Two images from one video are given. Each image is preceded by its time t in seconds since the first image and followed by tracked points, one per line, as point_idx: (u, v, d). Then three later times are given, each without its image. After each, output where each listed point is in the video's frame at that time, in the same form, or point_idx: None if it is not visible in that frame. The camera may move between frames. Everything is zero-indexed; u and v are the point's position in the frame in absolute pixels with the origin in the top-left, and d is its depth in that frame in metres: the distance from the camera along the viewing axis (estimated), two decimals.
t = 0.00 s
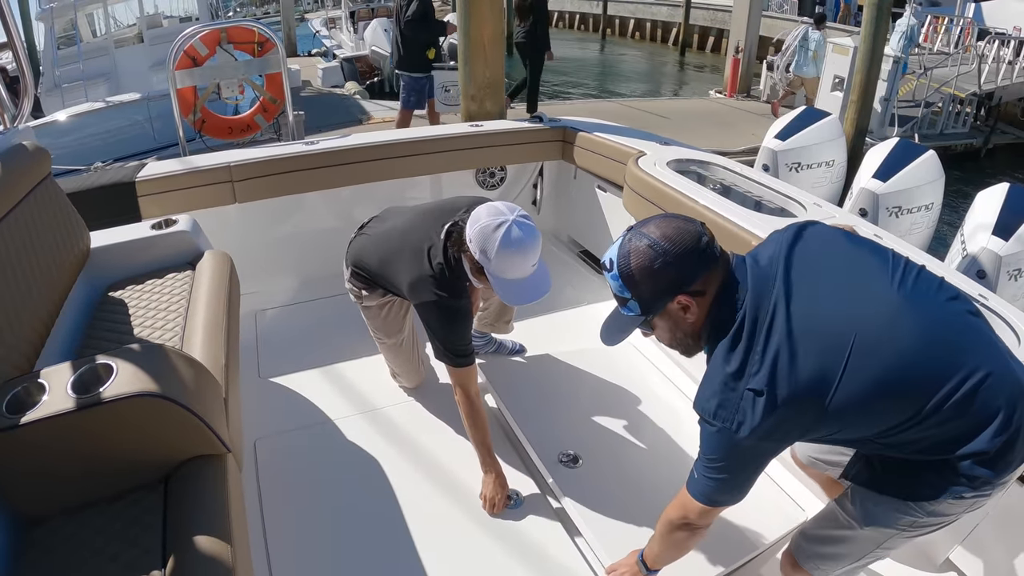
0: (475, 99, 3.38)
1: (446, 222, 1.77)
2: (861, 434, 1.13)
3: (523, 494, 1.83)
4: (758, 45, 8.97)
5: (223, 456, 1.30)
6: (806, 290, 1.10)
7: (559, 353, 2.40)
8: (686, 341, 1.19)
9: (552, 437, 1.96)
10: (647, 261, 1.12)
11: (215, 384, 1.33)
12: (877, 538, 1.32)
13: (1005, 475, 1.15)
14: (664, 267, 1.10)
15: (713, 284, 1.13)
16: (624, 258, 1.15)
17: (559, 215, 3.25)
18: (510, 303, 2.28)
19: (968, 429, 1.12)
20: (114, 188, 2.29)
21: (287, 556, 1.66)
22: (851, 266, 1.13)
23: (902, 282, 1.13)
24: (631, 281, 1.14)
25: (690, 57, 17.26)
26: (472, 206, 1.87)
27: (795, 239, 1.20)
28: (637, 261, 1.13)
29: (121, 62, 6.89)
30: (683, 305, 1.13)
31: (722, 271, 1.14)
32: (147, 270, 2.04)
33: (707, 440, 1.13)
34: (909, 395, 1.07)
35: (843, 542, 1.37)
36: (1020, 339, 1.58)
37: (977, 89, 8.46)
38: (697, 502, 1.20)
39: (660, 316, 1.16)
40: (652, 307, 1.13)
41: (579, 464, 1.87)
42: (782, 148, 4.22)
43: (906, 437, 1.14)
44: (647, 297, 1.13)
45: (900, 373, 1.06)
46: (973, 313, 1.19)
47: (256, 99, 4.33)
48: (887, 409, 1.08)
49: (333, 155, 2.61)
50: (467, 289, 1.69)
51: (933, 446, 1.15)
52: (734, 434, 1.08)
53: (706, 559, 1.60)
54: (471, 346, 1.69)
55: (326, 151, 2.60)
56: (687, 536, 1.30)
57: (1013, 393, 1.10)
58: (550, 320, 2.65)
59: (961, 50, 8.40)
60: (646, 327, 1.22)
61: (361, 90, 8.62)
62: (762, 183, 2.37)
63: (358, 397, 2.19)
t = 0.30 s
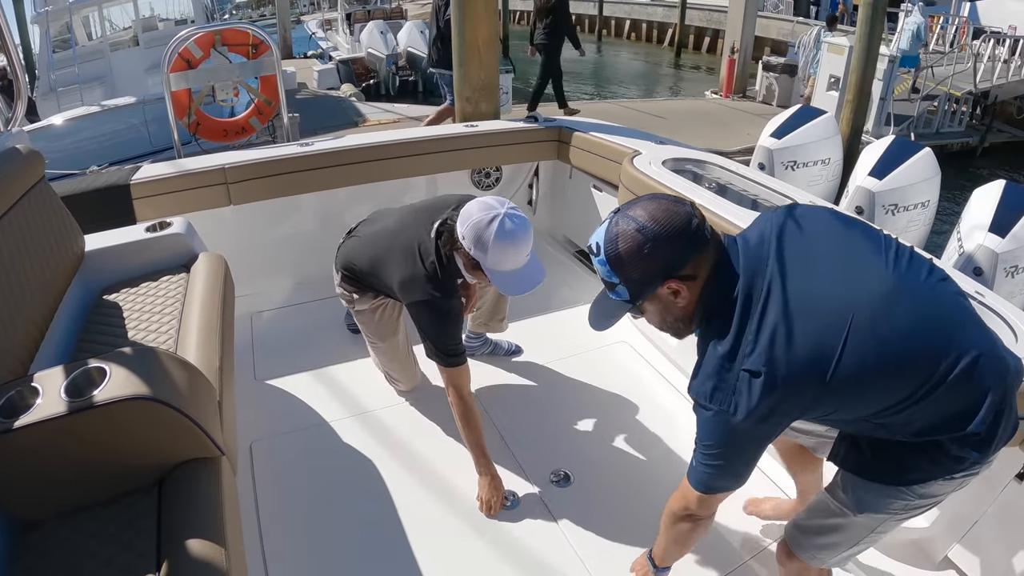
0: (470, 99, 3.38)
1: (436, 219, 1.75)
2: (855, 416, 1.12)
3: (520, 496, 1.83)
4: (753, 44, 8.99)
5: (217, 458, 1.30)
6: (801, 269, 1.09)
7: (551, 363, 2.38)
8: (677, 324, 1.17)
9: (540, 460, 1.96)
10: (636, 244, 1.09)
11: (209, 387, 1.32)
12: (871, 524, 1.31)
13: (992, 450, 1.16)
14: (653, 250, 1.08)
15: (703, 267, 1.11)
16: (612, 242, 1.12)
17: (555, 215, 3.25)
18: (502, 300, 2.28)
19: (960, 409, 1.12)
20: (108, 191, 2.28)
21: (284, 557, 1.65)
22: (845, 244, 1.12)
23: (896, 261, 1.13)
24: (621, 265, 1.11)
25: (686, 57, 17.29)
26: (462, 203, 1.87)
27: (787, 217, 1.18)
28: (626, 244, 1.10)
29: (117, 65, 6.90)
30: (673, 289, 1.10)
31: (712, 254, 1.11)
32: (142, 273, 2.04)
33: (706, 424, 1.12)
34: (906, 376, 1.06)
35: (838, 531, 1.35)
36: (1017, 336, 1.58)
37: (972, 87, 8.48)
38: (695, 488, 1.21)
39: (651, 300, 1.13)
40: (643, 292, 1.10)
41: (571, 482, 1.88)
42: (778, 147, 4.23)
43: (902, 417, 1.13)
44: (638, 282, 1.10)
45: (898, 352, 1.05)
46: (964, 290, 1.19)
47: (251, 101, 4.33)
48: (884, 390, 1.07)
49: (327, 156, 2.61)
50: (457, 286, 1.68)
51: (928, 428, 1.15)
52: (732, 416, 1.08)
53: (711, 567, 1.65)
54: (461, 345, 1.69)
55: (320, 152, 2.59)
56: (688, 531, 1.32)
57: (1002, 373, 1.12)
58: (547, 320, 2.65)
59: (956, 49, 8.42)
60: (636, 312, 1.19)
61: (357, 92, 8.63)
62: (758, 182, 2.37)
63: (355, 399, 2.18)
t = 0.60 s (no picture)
0: (468, 101, 3.39)
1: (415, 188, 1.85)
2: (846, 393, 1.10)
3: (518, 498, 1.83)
4: (750, 46, 9.01)
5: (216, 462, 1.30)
6: (773, 245, 1.10)
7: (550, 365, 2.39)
8: (648, 319, 1.14)
9: (541, 461, 1.97)
10: (600, 241, 1.06)
11: (208, 390, 1.33)
12: (855, 506, 1.32)
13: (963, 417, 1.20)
14: (618, 249, 1.05)
15: (671, 263, 1.08)
16: (576, 239, 1.09)
17: (552, 216, 3.26)
18: (497, 296, 2.29)
19: (941, 375, 1.14)
20: (106, 195, 2.29)
21: (284, 560, 1.66)
22: (809, 223, 1.15)
23: (857, 237, 1.17)
24: (585, 263, 1.08)
25: (684, 58, 17.33)
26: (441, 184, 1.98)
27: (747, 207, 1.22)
28: (589, 242, 1.07)
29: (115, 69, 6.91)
30: (640, 286, 1.08)
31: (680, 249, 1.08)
32: (141, 277, 2.04)
33: (713, 415, 1.05)
34: (893, 340, 1.07)
35: (819, 520, 1.36)
36: (1012, 335, 1.60)
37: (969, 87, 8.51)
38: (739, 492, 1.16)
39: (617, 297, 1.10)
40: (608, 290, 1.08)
41: (570, 484, 1.89)
42: (775, 148, 4.24)
43: (888, 391, 1.13)
44: (603, 279, 1.07)
45: (881, 316, 1.06)
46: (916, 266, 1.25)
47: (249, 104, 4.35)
48: (875, 358, 1.06)
49: (326, 159, 2.61)
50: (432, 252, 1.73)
51: (912, 399, 1.16)
52: (741, 397, 1.02)
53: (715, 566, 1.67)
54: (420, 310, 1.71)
55: (318, 155, 2.60)
56: (741, 532, 1.29)
57: (968, 337, 1.16)
58: (545, 322, 2.66)
59: (952, 49, 8.45)
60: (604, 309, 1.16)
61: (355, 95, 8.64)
62: (754, 183, 2.40)
63: (353, 401, 2.19)
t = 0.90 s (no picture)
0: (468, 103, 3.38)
1: (410, 152, 2.00)
2: (821, 365, 1.24)
3: (522, 499, 1.84)
4: (750, 47, 9.02)
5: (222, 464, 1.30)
6: (708, 266, 1.34)
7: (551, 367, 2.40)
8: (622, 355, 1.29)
9: (543, 461, 1.97)
10: (571, 295, 1.20)
11: (214, 392, 1.33)
12: (847, 475, 1.44)
13: (926, 369, 1.35)
14: (587, 301, 1.19)
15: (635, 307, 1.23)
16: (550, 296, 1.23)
17: (555, 218, 3.26)
18: (491, 305, 2.29)
19: (888, 337, 1.30)
20: (109, 196, 2.29)
21: (289, 562, 1.66)
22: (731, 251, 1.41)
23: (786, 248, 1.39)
24: (561, 315, 1.22)
25: (683, 60, 17.34)
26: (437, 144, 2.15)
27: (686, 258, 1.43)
28: (562, 297, 1.21)
29: (115, 70, 6.91)
30: (610, 329, 1.23)
31: (642, 294, 1.24)
32: (144, 278, 2.04)
33: (729, 398, 1.13)
34: (840, 308, 1.25)
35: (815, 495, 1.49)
36: (1014, 337, 1.60)
37: (968, 89, 8.52)
38: (789, 468, 1.16)
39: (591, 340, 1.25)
40: (583, 336, 1.22)
41: (574, 485, 1.90)
42: (776, 149, 4.25)
43: (853, 357, 1.28)
44: (578, 327, 1.22)
45: (822, 288, 1.25)
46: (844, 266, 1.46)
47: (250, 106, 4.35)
48: (832, 322, 1.23)
49: (328, 161, 2.62)
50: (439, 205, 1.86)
51: (873, 363, 1.31)
52: (742, 366, 1.13)
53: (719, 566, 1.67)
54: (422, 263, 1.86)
55: (321, 158, 2.60)
56: (803, 523, 1.21)
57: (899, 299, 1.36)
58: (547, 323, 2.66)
59: (952, 51, 8.46)
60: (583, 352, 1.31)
61: (356, 96, 8.64)
62: (756, 185, 2.40)
63: (357, 402, 2.20)
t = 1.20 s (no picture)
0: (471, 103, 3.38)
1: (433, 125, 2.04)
2: (809, 358, 1.26)
3: (526, 498, 1.84)
4: (752, 49, 9.03)
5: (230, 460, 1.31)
6: (684, 279, 1.37)
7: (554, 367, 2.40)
8: (619, 373, 1.33)
9: (547, 460, 1.98)
10: (563, 322, 1.23)
11: (222, 389, 1.33)
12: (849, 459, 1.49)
13: (908, 346, 1.38)
14: (579, 326, 1.23)
15: (626, 327, 1.26)
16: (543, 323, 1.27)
17: (558, 219, 3.27)
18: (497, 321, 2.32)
19: (867, 327, 1.34)
20: (114, 194, 2.29)
21: (294, 559, 1.66)
22: (704, 264, 1.44)
23: (762, 252, 1.43)
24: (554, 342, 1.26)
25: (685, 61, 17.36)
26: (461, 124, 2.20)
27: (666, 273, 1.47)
28: (554, 324, 1.25)
29: (118, 69, 6.92)
30: (604, 350, 1.26)
31: (631, 313, 1.27)
32: (150, 276, 2.05)
33: (727, 398, 1.15)
34: (815, 301, 1.28)
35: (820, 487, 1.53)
36: (1016, 336, 1.61)
37: (970, 91, 8.53)
38: (797, 451, 1.17)
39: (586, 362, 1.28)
40: (578, 360, 1.26)
41: (578, 484, 1.90)
42: (779, 151, 4.25)
43: (837, 349, 1.30)
44: (572, 352, 1.25)
45: (794, 285, 1.29)
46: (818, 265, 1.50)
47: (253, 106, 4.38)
48: (810, 315, 1.26)
49: (334, 161, 2.62)
50: (461, 162, 1.88)
51: (856, 352, 1.34)
52: (732, 366, 1.15)
53: (723, 564, 1.68)
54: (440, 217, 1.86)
55: (326, 157, 2.61)
56: (820, 502, 1.24)
57: (870, 285, 1.39)
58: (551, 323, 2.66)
59: (954, 53, 8.47)
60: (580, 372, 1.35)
61: (358, 96, 8.66)
62: (759, 185, 2.41)
63: (362, 400, 2.21)
